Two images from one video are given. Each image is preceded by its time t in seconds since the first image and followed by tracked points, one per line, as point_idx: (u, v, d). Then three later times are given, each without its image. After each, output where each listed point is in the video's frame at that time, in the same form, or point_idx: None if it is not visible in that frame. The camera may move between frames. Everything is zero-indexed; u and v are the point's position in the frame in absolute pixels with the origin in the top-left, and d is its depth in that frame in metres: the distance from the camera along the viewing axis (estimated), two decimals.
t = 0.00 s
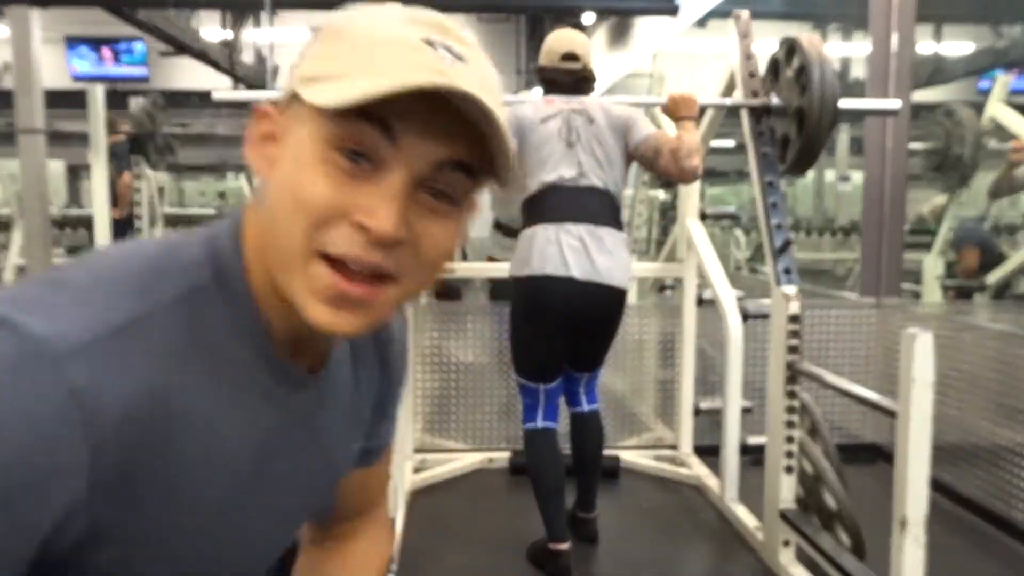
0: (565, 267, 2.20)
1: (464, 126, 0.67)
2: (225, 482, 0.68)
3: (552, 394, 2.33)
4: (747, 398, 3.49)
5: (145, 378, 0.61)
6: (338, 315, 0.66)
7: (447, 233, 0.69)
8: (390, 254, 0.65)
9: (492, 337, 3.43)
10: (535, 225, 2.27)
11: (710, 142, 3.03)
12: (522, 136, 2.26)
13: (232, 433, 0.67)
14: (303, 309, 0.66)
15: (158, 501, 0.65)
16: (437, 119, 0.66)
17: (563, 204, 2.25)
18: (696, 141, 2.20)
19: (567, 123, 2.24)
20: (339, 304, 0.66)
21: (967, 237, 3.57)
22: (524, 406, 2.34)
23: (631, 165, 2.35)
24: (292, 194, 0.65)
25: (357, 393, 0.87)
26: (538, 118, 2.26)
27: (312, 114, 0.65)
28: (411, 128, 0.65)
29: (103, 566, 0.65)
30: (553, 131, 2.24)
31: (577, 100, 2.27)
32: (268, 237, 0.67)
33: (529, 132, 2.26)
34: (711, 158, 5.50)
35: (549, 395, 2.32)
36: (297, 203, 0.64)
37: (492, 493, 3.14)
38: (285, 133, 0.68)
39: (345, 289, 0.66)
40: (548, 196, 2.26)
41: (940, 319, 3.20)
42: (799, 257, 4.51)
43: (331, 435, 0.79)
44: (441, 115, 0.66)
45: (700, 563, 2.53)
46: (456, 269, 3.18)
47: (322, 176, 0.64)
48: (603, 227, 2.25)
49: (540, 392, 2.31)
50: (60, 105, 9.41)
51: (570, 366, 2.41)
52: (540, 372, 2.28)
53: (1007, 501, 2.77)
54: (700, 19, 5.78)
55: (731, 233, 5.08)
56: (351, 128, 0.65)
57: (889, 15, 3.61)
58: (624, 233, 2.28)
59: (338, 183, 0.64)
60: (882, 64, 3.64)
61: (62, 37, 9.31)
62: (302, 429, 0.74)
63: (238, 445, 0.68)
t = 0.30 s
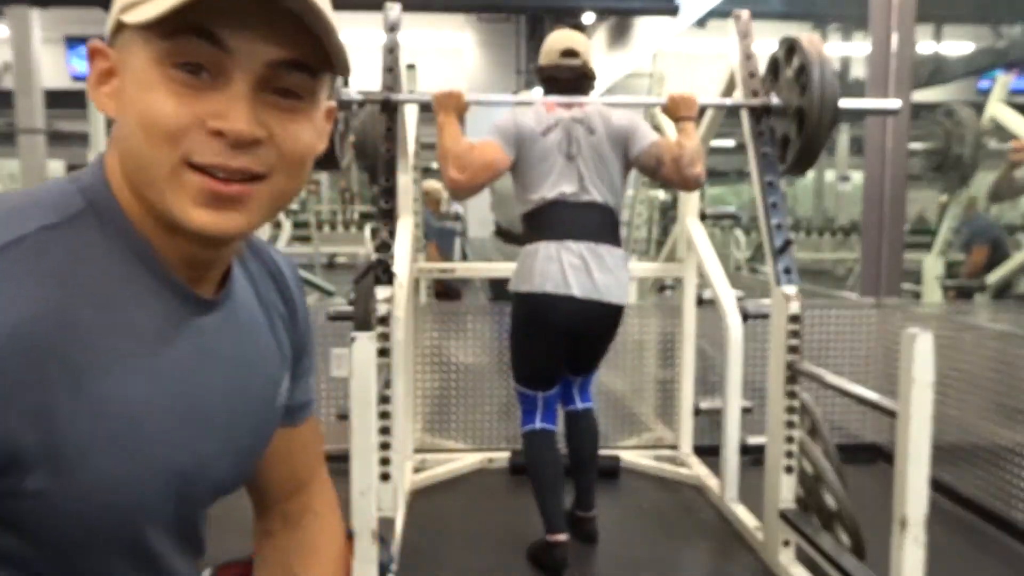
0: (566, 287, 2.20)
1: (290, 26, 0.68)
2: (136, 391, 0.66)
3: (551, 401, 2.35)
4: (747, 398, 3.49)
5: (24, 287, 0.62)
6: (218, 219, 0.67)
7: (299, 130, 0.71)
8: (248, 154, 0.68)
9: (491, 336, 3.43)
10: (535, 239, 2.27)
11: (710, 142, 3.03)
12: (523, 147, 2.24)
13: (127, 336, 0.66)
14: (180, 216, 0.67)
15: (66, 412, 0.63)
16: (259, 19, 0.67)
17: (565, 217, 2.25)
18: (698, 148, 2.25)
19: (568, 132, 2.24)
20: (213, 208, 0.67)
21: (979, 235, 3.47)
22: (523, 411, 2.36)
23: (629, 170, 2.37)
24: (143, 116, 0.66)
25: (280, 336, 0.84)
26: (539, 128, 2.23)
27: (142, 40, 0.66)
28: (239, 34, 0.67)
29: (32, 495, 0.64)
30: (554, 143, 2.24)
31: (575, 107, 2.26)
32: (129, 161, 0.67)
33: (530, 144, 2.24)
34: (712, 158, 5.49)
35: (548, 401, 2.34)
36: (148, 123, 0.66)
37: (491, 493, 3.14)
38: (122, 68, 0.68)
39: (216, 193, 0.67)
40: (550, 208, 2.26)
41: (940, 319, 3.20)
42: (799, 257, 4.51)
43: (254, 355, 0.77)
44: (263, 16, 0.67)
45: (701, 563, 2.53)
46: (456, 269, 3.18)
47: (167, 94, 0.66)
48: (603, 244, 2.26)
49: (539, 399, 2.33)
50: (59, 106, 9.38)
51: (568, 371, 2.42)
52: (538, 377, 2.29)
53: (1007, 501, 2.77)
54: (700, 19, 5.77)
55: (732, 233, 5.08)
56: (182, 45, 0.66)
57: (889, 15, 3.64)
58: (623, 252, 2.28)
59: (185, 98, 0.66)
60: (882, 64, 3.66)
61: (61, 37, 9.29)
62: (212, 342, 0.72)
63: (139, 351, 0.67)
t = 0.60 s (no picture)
0: (563, 288, 2.21)
1: (235, 28, 0.66)
2: (79, 397, 0.67)
3: (552, 404, 2.35)
4: (747, 398, 3.49)
5: None
6: (162, 224, 0.65)
7: (249, 134, 0.69)
8: (194, 159, 0.66)
9: (491, 337, 3.43)
10: (533, 241, 2.27)
11: (710, 142, 3.03)
12: (524, 142, 2.24)
13: (76, 344, 0.67)
14: (124, 222, 0.65)
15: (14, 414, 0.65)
16: (203, 22, 0.65)
17: (563, 219, 2.25)
18: (694, 149, 2.24)
19: (569, 128, 2.24)
20: (157, 214, 0.65)
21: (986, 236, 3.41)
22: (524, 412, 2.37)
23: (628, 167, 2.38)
24: (82, 120, 0.64)
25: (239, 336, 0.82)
26: (541, 123, 2.23)
27: (83, 43, 0.64)
28: (182, 36, 0.64)
29: None
30: (555, 138, 2.24)
31: (576, 104, 2.27)
32: (72, 165, 0.65)
33: (532, 139, 2.24)
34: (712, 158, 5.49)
35: (549, 402, 2.34)
36: (88, 127, 0.64)
37: (491, 493, 3.15)
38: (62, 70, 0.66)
39: (161, 198, 0.65)
40: (550, 209, 2.26)
41: (940, 319, 3.20)
42: (799, 257, 4.51)
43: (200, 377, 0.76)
44: (206, 18, 0.64)
45: (701, 563, 2.53)
46: (456, 269, 3.18)
47: (107, 97, 0.64)
48: (600, 245, 2.26)
49: (540, 402, 2.33)
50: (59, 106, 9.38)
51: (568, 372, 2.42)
52: (538, 379, 2.30)
53: (1007, 501, 2.78)
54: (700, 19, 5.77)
55: (732, 233, 5.08)
56: (123, 47, 0.64)
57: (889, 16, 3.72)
58: (619, 250, 2.29)
59: (126, 101, 0.64)
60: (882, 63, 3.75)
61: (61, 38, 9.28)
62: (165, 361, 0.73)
63: (83, 359, 0.67)
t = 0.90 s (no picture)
0: (569, 277, 2.21)
1: (216, 35, 0.66)
2: (95, 419, 0.71)
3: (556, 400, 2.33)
4: (746, 398, 3.49)
5: None
6: (146, 239, 0.67)
7: (233, 143, 0.70)
8: (177, 172, 0.67)
9: (491, 337, 3.43)
10: (537, 230, 2.26)
11: (710, 142, 3.04)
12: (523, 141, 2.24)
13: (91, 372, 0.70)
14: (107, 238, 0.66)
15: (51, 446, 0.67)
16: (183, 31, 0.65)
17: (569, 211, 2.25)
18: (694, 153, 2.28)
19: (568, 125, 2.24)
20: (141, 230, 0.66)
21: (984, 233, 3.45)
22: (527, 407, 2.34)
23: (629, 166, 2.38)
24: (57, 132, 0.64)
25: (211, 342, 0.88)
26: (539, 122, 2.23)
27: (58, 51, 0.64)
28: (161, 46, 0.64)
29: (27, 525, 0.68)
30: (555, 135, 2.23)
31: (575, 101, 2.27)
32: (48, 177, 0.65)
33: (531, 137, 2.24)
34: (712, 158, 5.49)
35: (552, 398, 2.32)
36: (65, 140, 0.64)
37: (492, 493, 3.15)
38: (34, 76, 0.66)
39: (144, 213, 0.66)
40: (553, 203, 2.25)
41: (940, 319, 3.20)
42: (799, 257, 4.51)
43: (180, 381, 0.81)
44: (186, 27, 0.64)
45: (701, 563, 2.53)
46: (456, 269, 3.18)
47: (84, 109, 0.63)
48: (604, 235, 2.26)
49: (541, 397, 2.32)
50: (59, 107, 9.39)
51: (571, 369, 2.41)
52: (540, 376, 2.29)
53: (1007, 501, 2.78)
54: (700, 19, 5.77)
55: (732, 233, 5.07)
56: (100, 56, 0.63)
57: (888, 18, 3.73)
58: (624, 242, 2.29)
59: (105, 113, 0.64)
60: (882, 63, 3.74)
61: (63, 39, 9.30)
62: (147, 369, 0.77)
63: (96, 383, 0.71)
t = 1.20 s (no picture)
0: (565, 283, 2.21)
1: (232, 37, 0.66)
2: (120, 424, 0.72)
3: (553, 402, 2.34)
4: (746, 398, 3.49)
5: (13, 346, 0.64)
6: (163, 246, 0.67)
7: (249, 145, 0.71)
8: (194, 178, 0.67)
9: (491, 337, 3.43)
10: (536, 236, 2.27)
11: (710, 142, 3.04)
12: (523, 143, 2.24)
13: (115, 379, 0.71)
14: (121, 246, 0.66)
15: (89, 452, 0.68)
16: (198, 33, 0.65)
17: (568, 215, 2.25)
18: (692, 155, 2.28)
19: (568, 127, 2.23)
20: (157, 238, 0.67)
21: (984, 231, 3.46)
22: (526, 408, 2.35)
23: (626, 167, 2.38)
24: (67, 138, 0.63)
25: (210, 345, 0.89)
26: (539, 124, 2.23)
27: (68, 55, 0.63)
28: (176, 49, 0.64)
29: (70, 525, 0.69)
30: (554, 137, 2.23)
31: (575, 102, 2.26)
32: (58, 185, 0.65)
33: (530, 139, 2.23)
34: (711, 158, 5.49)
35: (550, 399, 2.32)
36: (76, 147, 0.63)
37: (492, 493, 3.15)
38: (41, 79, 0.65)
39: (160, 220, 0.67)
40: (552, 205, 2.26)
41: (940, 319, 3.19)
42: (799, 257, 4.51)
43: (187, 388, 0.82)
44: (202, 30, 0.65)
45: (700, 562, 2.53)
46: (456, 269, 3.18)
47: (96, 114, 0.63)
48: (600, 241, 2.26)
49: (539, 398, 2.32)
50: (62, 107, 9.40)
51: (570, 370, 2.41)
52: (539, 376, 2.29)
53: (1007, 501, 2.78)
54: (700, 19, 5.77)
55: (732, 233, 5.07)
56: (113, 60, 0.63)
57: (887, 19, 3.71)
58: (620, 247, 2.29)
59: (118, 118, 0.64)
60: (882, 64, 3.73)
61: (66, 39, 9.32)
62: (162, 376, 0.78)
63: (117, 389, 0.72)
